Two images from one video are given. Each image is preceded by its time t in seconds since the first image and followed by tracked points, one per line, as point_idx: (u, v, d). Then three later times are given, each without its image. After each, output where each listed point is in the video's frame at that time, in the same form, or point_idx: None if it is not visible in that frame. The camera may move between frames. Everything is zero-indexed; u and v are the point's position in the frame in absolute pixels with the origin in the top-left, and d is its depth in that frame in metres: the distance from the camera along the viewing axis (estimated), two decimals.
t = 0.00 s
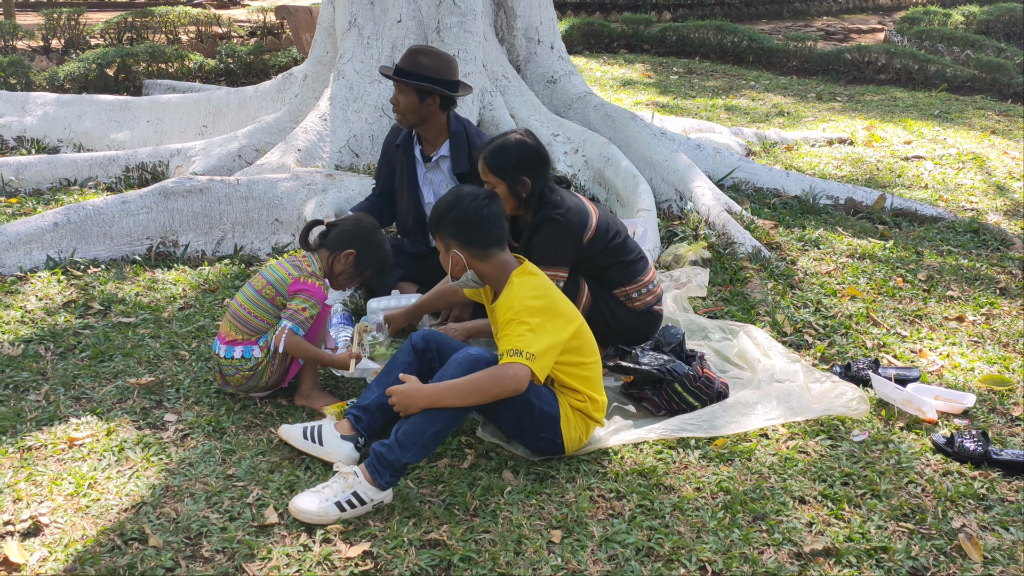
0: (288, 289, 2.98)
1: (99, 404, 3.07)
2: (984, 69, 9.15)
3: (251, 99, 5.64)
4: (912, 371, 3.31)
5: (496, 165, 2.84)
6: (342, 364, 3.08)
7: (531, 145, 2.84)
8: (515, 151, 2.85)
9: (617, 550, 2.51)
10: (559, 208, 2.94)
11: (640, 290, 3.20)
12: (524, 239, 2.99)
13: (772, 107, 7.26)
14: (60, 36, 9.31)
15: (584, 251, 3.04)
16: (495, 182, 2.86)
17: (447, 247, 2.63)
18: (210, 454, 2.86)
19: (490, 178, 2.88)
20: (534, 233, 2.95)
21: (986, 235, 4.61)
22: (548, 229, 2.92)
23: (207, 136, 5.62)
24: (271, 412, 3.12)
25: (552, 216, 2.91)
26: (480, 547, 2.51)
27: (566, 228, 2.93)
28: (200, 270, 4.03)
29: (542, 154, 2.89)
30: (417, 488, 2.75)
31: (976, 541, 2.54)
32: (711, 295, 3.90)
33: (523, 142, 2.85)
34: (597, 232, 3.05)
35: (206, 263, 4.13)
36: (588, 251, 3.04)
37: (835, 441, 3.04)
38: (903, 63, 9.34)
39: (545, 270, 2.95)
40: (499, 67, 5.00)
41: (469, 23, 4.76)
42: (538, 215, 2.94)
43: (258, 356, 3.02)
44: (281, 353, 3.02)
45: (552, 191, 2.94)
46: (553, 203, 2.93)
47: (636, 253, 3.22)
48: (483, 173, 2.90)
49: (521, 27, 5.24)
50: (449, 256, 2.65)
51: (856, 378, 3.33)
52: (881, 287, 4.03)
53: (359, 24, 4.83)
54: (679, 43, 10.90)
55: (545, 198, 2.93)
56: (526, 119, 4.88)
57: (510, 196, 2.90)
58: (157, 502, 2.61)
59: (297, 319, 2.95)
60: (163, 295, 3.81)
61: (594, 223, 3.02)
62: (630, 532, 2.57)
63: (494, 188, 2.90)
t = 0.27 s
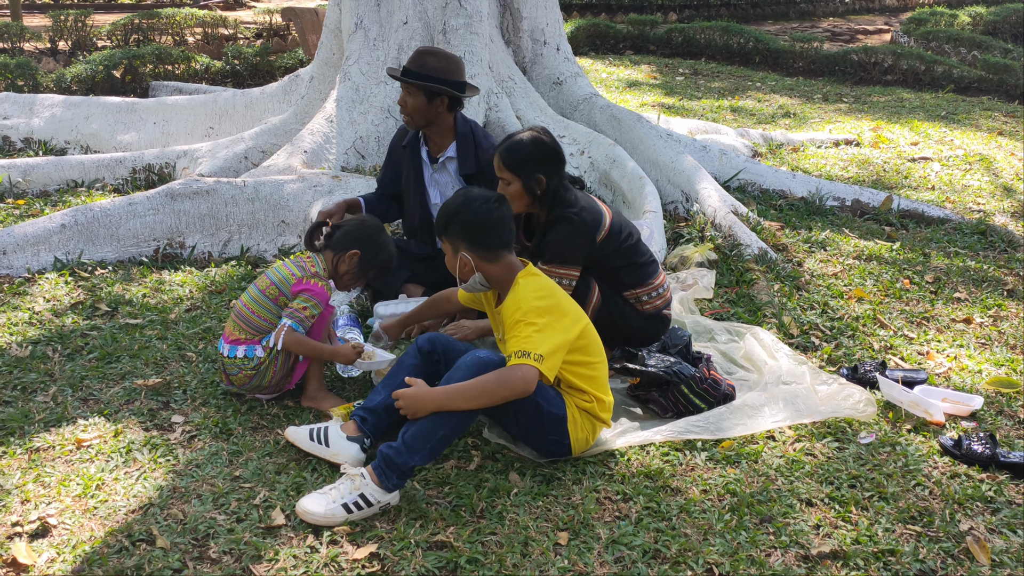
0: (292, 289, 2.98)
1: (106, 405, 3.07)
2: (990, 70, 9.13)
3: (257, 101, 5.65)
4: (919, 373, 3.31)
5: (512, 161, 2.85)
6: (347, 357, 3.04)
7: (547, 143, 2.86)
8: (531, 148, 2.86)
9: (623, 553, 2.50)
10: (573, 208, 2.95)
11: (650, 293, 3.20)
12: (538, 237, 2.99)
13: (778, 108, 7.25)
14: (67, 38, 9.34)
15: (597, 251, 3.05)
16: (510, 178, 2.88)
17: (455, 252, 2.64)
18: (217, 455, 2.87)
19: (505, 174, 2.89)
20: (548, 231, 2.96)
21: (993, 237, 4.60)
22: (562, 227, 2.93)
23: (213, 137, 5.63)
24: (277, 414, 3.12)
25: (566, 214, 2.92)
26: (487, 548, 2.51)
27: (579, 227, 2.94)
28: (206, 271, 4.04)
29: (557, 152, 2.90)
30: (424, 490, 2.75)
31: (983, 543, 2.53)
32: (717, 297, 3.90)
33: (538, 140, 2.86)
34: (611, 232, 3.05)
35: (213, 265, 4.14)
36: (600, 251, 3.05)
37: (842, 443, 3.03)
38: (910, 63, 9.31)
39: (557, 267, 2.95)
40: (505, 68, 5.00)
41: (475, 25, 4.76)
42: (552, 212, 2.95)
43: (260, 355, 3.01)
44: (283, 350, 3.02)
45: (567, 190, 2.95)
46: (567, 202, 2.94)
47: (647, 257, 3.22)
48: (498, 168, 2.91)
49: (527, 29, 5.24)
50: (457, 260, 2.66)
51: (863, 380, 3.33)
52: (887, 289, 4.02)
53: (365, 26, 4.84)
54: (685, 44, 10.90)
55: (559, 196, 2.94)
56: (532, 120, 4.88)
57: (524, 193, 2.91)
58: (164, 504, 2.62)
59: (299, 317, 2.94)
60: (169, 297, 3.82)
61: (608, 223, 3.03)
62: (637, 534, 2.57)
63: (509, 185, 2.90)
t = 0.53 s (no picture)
0: (292, 289, 2.98)
1: (109, 406, 3.08)
2: (993, 69, 9.11)
3: (259, 101, 5.65)
4: (921, 373, 3.30)
5: (519, 159, 2.86)
6: (349, 335, 2.99)
7: (555, 141, 2.87)
8: (539, 146, 2.86)
9: (625, 553, 2.50)
10: (581, 206, 2.95)
11: (655, 295, 3.20)
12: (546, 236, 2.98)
13: (780, 108, 7.24)
14: (70, 39, 9.35)
15: (605, 251, 3.05)
16: (518, 176, 2.88)
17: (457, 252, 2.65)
18: (219, 456, 2.87)
19: (513, 172, 2.89)
20: (556, 230, 2.95)
21: (995, 237, 4.59)
22: (571, 225, 2.91)
23: (215, 137, 5.63)
24: (279, 414, 3.13)
25: (574, 213, 2.92)
26: (489, 549, 2.52)
27: (589, 226, 2.93)
28: (209, 272, 4.05)
29: (565, 150, 2.90)
30: (426, 490, 2.75)
31: (986, 544, 2.53)
32: (719, 296, 3.90)
33: (546, 138, 2.87)
34: (619, 232, 3.05)
35: (215, 265, 4.15)
36: (608, 249, 3.05)
37: (844, 443, 3.03)
38: (911, 63, 9.30)
39: (568, 268, 2.93)
40: (507, 68, 5.00)
41: (477, 25, 4.76)
42: (560, 211, 2.95)
43: (260, 355, 3.02)
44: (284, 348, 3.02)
45: (575, 188, 2.96)
46: (575, 201, 2.95)
47: (653, 258, 3.23)
48: (506, 166, 2.91)
49: (529, 29, 5.24)
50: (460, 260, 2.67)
51: (865, 380, 3.33)
52: (889, 289, 4.02)
53: (367, 26, 4.84)
54: (687, 43, 10.89)
55: (567, 194, 2.94)
56: (534, 120, 4.88)
57: (531, 191, 2.91)
58: (167, 504, 2.62)
59: (300, 315, 2.96)
60: (172, 297, 3.82)
61: (616, 223, 3.03)
62: (639, 535, 2.57)
63: (517, 182, 2.91)
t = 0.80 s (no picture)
0: (290, 288, 2.97)
1: (107, 405, 3.07)
2: (992, 67, 9.09)
3: (258, 100, 5.65)
4: (920, 371, 3.30)
5: (521, 156, 2.87)
6: (347, 320, 2.97)
7: (557, 138, 2.89)
8: (540, 143, 2.88)
9: (624, 552, 2.50)
10: (584, 204, 2.95)
11: (656, 294, 3.20)
12: (549, 236, 2.97)
13: (779, 106, 7.23)
14: (68, 38, 9.34)
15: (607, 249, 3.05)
16: (519, 173, 2.90)
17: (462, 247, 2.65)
18: (217, 455, 2.87)
19: (514, 168, 2.91)
20: (559, 228, 2.95)
21: (995, 234, 4.59)
22: (576, 223, 2.90)
23: (214, 136, 5.63)
24: (278, 413, 3.12)
25: (576, 210, 2.92)
26: (488, 548, 2.51)
27: (593, 223, 2.92)
28: (207, 271, 4.04)
29: (566, 147, 2.92)
30: (424, 489, 2.75)
31: (985, 542, 2.52)
32: (718, 295, 3.90)
33: (549, 135, 2.89)
34: (621, 230, 3.07)
35: (213, 264, 4.14)
36: (610, 247, 3.05)
37: (843, 442, 3.03)
38: (910, 61, 9.29)
39: (582, 269, 2.90)
40: (506, 67, 5.00)
41: (476, 23, 4.76)
42: (562, 210, 2.95)
43: (259, 353, 3.01)
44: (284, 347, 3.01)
45: (576, 186, 2.97)
46: (577, 199, 2.95)
47: (653, 258, 3.23)
48: (508, 163, 2.93)
49: (528, 27, 5.23)
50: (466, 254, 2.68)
51: (864, 378, 3.32)
52: (889, 287, 4.01)
53: (366, 25, 4.83)
54: (686, 42, 10.89)
55: (569, 191, 2.95)
56: (533, 118, 4.87)
57: (533, 188, 2.92)
58: (164, 504, 2.62)
59: (299, 314, 2.94)
60: (170, 296, 3.82)
61: (618, 221, 3.05)
62: (637, 534, 2.57)
63: (519, 179, 2.92)
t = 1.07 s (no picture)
0: (285, 288, 2.97)
1: (104, 404, 3.07)
2: (990, 66, 9.09)
3: (256, 99, 5.64)
4: (919, 370, 3.30)
5: (520, 154, 2.88)
6: (347, 325, 2.98)
7: (556, 135, 2.90)
8: (540, 141, 2.89)
9: (622, 551, 2.50)
10: (584, 203, 2.95)
11: (654, 294, 3.20)
12: (549, 236, 2.98)
13: (777, 105, 7.23)
14: (66, 37, 9.33)
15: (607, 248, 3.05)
16: (518, 171, 2.91)
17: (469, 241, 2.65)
18: (215, 454, 2.86)
19: (512, 167, 2.92)
20: (559, 227, 2.95)
21: (993, 233, 4.59)
22: (575, 222, 2.90)
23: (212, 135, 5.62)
24: (276, 412, 3.12)
25: (576, 209, 2.92)
26: (486, 547, 2.51)
27: (593, 221, 2.92)
28: (205, 270, 4.04)
29: (566, 146, 2.93)
30: (423, 488, 2.74)
31: (983, 540, 2.52)
32: (717, 293, 3.90)
33: (547, 133, 2.90)
34: (620, 230, 3.06)
35: (212, 264, 4.14)
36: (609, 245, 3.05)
37: (841, 440, 3.02)
38: (909, 60, 9.29)
39: (580, 269, 2.90)
40: (504, 66, 4.99)
41: (474, 22, 4.75)
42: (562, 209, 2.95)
43: (255, 352, 3.01)
44: (279, 348, 3.01)
45: (576, 184, 2.97)
46: (577, 198, 2.95)
47: (653, 257, 3.23)
48: (507, 162, 2.93)
49: (526, 26, 5.23)
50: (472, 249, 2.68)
51: (862, 376, 3.32)
52: (887, 286, 4.02)
53: (363, 24, 4.83)
54: (684, 41, 10.90)
55: (568, 189, 2.95)
56: (531, 117, 4.87)
57: (531, 186, 2.93)
58: (162, 503, 2.61)
59: (296, 316, 2.95)
60: (168, 296, 3.81)
61: (617, 220, 3.05)
62: (636, 533, 2.57)
63: (517, 178, 2.93)
